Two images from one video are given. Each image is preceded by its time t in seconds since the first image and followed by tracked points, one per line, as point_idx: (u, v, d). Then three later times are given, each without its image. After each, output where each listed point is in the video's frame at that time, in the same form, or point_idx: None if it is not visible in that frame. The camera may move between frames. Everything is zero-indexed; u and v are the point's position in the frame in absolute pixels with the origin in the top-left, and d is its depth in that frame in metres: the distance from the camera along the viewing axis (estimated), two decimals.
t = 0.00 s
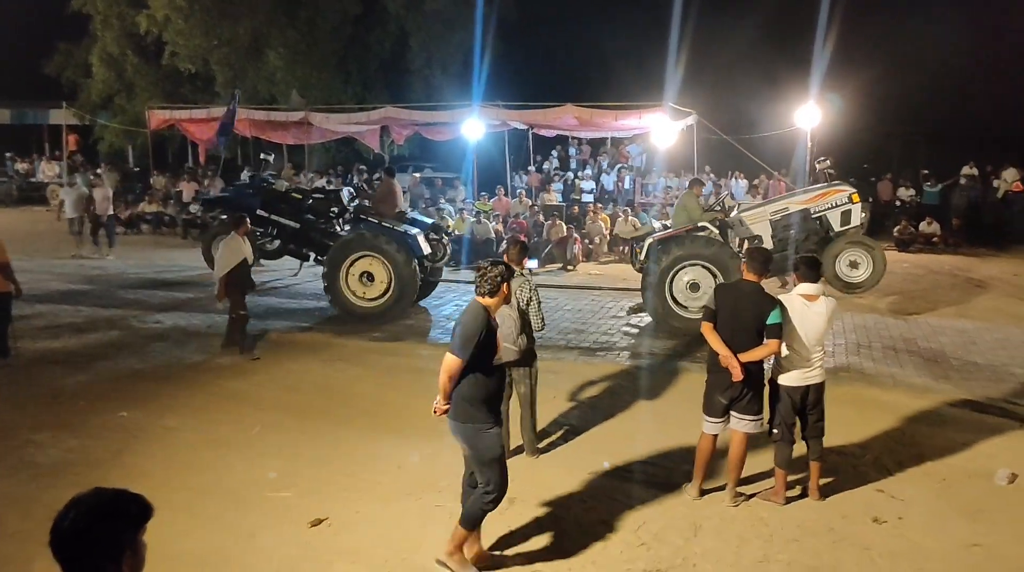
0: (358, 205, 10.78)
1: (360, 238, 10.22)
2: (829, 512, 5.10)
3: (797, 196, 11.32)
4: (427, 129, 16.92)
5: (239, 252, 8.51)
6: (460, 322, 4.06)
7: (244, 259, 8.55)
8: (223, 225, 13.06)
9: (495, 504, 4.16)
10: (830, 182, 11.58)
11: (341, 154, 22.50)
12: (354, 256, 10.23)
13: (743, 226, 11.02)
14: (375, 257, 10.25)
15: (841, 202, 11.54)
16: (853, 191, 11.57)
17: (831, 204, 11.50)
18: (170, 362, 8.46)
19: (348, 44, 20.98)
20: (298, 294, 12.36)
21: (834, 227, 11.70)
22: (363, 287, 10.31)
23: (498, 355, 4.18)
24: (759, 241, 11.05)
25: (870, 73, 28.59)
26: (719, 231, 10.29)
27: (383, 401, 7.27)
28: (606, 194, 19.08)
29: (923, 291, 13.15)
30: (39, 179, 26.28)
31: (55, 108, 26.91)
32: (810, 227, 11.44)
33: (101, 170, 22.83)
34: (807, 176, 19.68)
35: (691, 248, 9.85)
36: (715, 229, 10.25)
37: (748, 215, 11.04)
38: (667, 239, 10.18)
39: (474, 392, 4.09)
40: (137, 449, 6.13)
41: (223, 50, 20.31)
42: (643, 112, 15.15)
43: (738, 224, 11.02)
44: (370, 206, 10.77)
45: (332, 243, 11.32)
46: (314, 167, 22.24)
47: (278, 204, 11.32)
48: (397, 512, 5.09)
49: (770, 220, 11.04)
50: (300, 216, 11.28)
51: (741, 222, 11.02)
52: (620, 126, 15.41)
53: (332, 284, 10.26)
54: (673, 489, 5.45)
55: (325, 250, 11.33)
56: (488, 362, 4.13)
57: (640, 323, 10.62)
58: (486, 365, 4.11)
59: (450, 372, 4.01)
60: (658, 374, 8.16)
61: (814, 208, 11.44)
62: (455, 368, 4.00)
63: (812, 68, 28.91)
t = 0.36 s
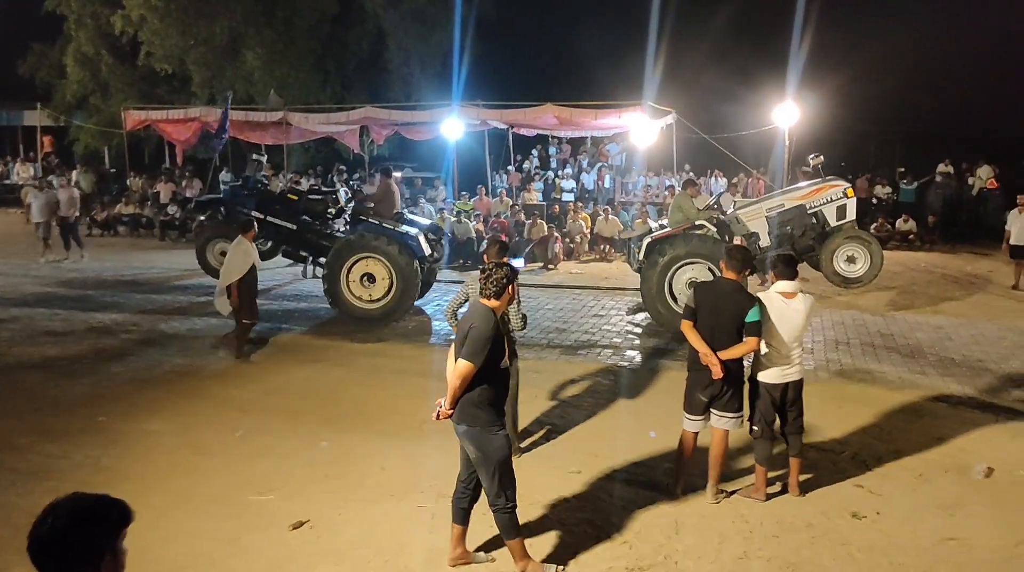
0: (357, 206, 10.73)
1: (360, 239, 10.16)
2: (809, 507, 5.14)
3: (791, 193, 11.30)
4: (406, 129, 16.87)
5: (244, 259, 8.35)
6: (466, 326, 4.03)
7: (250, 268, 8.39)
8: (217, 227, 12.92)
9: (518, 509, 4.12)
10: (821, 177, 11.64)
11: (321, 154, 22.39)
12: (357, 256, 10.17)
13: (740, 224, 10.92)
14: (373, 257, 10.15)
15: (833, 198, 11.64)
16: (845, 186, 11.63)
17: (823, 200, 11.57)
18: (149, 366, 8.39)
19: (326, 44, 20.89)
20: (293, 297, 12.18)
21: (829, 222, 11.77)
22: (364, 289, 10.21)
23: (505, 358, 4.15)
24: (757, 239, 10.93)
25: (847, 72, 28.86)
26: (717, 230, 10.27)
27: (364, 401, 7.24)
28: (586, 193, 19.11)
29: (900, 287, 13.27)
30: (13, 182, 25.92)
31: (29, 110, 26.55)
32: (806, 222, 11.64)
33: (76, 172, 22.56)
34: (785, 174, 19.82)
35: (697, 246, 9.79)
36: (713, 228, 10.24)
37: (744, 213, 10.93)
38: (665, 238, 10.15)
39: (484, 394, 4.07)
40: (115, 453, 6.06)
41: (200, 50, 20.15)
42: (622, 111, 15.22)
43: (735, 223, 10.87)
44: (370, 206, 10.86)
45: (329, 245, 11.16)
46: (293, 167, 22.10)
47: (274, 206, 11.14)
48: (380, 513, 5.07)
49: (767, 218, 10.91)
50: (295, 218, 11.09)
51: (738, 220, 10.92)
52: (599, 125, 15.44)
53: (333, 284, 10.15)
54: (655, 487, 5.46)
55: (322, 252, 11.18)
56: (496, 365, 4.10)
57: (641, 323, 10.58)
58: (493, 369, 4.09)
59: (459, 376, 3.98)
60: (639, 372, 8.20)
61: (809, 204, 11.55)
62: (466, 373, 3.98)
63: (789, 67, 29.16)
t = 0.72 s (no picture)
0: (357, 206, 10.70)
1: (358, 241, 10.09)
2: (790, 504, 5.17)
3: (791, 189, 10.96)
4: (388, 128, 16.83)
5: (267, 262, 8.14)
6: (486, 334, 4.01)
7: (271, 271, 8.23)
8: (223, 229, 12.77)
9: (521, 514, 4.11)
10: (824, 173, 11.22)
11: (302, 154, 22.28)
12: (356, 257, 10.07)
13: (739, 221, 10.83)
14: (369, 257, 10.07)
15: (835, 193, 11.16)
16: (848, 181, 11.16)
17: (825, 195, 11.10)
18: (129, 367, 8.31)
19: (307, 43, 20.80)
20: (301, 299, 12.08)
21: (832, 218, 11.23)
22: (367, 291, 10.13)
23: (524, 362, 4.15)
24: (758, 236, 10.79)
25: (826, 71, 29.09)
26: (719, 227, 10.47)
27: (347, 402, 7.21)
28: (568, 192, 19.14)
29: (880, 285, 13.37)
30: None
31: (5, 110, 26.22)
32: (808, 219, 11.04)
33: (54, 172, 22.31)
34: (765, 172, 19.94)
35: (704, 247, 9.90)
36: (714, 227, 10.40)
37: (744, 211, 10.84)
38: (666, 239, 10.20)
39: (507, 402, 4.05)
40: (95, 455, 6.00)
41: (179, 49, 20.00)
42: (603, 111, 15.27)
43: (734, 220, 10.81)
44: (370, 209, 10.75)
45: (329, 246, 11.06)
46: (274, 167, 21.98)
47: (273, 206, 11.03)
48: (363, 514, 5.05)
49: (767, 215, 10.80)
50: (295, 218, 11.01)
51: (737, 218, 10.83)
52: (581, 124, 15.47)
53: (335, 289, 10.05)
54: (638, 485, 5.47)
55: (322, 253, 11.05)
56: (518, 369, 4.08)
57: (647, 323, 10.53)
58: (515, 374, 4.07)
59: (485, 388, 3.94)
60: (622, 371, 8.21)
61: (809, 200, 11.03)
62: (493, 382, 3.94)
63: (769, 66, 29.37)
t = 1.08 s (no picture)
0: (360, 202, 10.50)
1: (354, 240, 10.01)
2: (774, 500, 5.19)
3: (792, 185, 11.17)
4: (371, 124, 16.77)
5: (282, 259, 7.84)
6: (500, 342, 3.92)
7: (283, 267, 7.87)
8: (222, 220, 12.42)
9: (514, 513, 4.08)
10: (824, 169, 11.42)
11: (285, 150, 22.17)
12: (353, 256, 10.02)
13: (742, 219, 10.98)
14: (364, 256, 10.03)
15: (835, 189, 11.36)
16: (848, 177, 11.34)
17: (824, 192, 11.31)
18: (111, 365, 8.23)
19: (289, 39, 20.65)
20: (294, 296, 11.94)
21: (831, 215, 11.48)
22: (371, 289, 10.11)
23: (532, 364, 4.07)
24: (760, 233, 11.05)
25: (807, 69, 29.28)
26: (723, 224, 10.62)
27: (330, 399, 7.19)
28: (552, 189, 19.14)
29: (861, 282, 13.46)
30: None
31: None
32: (808, 215, 11.34)
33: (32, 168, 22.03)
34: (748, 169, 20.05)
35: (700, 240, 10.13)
36: (716, 224, 10.55)
37: (747, 208, 10.97)
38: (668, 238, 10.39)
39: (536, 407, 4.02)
40: (75, 454, 5.93)
41: (159, 44, 19.80)
42: (587, 107, 15.29)
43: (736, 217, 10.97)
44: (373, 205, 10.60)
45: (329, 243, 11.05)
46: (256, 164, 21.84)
47: (273, 202, 11.13)
48: (347, 512, 5.03)
49: (768, 212, 10.98)
50: (296, 214, 10.99)
51: (740, 215, 10.93)
52: (566, 121, 15.47)
53: (337, 293, 10.02)
54: (622, 481, 5.47)
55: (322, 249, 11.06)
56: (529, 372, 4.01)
57: (638, 320, 10.50)
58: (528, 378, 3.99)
59: (527, 399, 3.86)
60: (606, 367, 8.22)
61: (810, 196, 11.27)
62: (526, 392, 3.88)
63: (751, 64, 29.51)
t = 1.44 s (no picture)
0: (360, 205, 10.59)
1: (350, 245, 10.00)
2: (754, 499, 5.23)
3: (791, 186, 11.11)
4: (354, 125, 16.73)
5: (300, 259, 7.80)
6: (504, 344, 3.86)
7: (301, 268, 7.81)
8: (222, 220, 12.23)
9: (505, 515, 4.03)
10: (823, 169, 11.31)
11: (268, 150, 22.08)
12: (353, 261, 9.98)
13: (742, 219, 11.04)
14: (361, 259, 9.99)
15: (834, 189, 11.23)
16: (847, 177, 11.21)
17: (825, 191, 11.18)
18: (90, 366, 8.15)
19: (272, 38, 20.54)
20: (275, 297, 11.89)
21: (832, 215, 11.35)
22: (374, 290, 10.06)
23: (544, 368, 3.99)
24: (761, 233, 11.07)
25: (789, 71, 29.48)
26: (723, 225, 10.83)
27: (311, 400, 7.17)
28: (535, 189, 19.16)
29: (841, 283, 13.55)
30: None
31: None
32: (808, 215, 11.24)
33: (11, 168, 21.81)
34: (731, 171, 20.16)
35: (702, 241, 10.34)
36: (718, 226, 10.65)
37: (746, 209, 11.03)
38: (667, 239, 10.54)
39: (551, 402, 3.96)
40: (52, 456, 5.87)
41: (140, 43, 19.64)
42: (570, 108, 15.32)
43: (736, 218, 11.06)
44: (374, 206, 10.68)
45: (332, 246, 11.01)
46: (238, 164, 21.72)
47: (273, 202, 11.63)
48: (327, 514, 5.01)
49: (768, 213, 10.98)
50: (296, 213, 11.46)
51: (740, 215, 11.05)
52: (549, 122, 15.50)
53: (343, 302, 9.99)
54: (603, 481, 5.49)
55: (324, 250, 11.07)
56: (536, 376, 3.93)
57: (619, 321, 10.55)
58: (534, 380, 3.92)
59: (535, 394, 3.80)
60: (588, 368, 8.24)
61: (810, 196, 11.17)
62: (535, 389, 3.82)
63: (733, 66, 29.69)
